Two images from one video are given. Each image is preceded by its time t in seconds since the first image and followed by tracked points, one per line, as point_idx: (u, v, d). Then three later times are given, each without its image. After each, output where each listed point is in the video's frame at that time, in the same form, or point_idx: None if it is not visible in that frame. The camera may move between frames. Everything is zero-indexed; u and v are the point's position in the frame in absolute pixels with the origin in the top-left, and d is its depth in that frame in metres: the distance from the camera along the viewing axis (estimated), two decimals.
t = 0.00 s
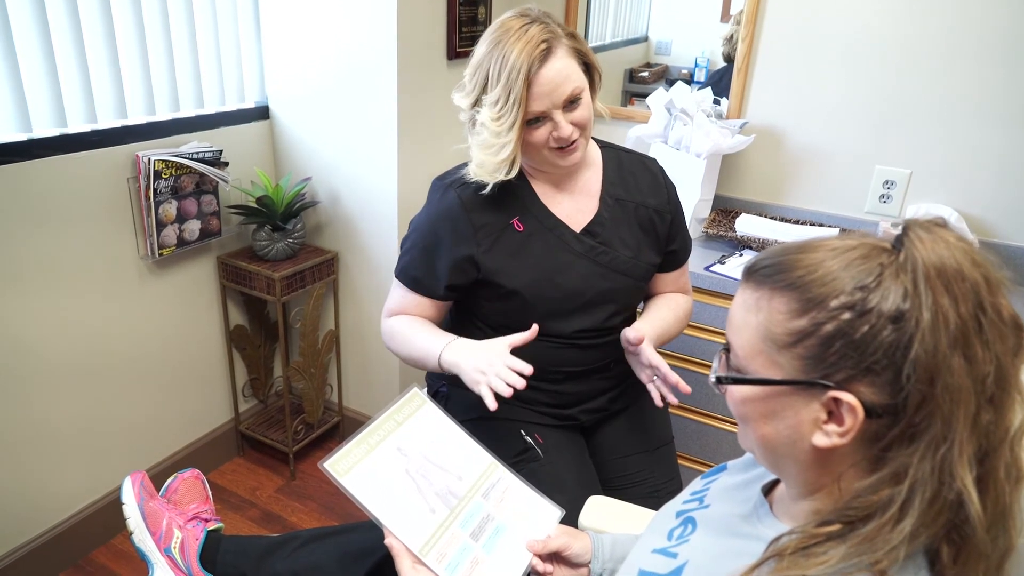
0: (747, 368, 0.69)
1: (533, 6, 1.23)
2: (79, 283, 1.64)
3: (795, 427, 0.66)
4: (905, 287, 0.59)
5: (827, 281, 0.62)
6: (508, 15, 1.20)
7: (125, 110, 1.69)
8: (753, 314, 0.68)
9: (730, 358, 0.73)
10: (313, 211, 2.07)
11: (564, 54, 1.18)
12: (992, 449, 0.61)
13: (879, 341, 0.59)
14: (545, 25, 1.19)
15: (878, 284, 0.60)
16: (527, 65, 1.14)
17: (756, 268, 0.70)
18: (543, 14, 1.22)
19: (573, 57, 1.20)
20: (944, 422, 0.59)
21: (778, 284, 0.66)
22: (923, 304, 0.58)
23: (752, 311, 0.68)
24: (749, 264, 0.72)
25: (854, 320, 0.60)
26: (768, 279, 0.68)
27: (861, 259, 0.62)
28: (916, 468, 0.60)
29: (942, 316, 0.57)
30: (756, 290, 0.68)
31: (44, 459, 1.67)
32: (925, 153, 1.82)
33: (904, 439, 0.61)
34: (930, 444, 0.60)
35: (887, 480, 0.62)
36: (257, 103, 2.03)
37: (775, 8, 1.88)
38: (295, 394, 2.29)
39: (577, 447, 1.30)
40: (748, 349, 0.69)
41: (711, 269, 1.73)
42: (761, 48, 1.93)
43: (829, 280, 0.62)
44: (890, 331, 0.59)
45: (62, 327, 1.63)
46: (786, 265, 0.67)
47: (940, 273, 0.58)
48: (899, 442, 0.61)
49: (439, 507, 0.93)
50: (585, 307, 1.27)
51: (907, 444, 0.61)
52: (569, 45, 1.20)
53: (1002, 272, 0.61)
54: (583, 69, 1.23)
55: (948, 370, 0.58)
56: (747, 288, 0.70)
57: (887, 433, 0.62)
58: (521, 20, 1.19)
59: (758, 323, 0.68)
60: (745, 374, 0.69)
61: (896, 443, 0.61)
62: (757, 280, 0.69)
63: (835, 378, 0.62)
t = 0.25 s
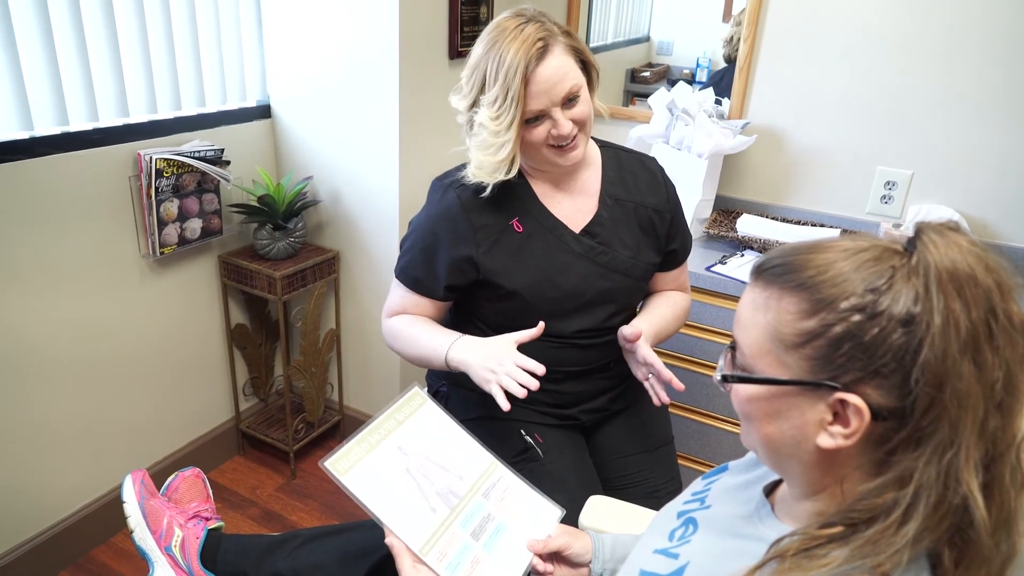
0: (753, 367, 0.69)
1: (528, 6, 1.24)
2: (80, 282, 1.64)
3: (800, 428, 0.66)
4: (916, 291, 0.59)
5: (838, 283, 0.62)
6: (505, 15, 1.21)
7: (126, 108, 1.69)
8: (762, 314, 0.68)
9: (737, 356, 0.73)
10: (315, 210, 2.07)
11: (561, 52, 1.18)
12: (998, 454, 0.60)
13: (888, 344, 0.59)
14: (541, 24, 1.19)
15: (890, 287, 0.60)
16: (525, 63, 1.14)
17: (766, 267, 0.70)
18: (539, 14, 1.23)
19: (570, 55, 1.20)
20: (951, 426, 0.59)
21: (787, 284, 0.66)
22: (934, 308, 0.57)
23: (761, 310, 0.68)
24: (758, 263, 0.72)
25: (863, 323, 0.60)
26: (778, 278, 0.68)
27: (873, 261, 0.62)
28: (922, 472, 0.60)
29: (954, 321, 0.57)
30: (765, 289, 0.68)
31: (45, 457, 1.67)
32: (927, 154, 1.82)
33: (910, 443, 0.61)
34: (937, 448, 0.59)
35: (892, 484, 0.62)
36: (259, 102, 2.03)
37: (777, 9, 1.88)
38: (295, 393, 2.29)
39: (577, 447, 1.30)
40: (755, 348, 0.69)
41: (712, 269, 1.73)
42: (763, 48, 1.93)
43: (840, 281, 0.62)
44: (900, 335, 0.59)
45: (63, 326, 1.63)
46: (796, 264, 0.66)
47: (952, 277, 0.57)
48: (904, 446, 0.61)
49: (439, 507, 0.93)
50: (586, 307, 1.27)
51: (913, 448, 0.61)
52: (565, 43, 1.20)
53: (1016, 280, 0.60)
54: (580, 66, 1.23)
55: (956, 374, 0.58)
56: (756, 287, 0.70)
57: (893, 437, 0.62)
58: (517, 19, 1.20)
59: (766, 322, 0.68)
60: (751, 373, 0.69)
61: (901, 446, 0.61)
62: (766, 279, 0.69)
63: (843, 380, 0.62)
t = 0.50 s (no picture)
0: (752, 366, 0.69)
1: (529, 4, 1.24)
2: (80, 281, 1.64)
3: (797, 426, 0.66)
4: (914, 290, 0.59)
5: (836, 282, 0.62)
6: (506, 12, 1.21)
7: (126, 108, 1.69)
8: (760, 313, 0.68)
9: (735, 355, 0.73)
10: (315, 210, 2.07)
11: (561, 50, 1.19)
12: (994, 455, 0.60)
13: (886, 343, 0.59)
14: (541, 22, 1.19)
15: (887, 286, 0.60)
16: (525, 60, 1.14)
17: (765, 266, 0.70)
18: (540, 11, 1.23)
19: (570, 53, 1.20)
20: (949, 425, 0.59)
21: (786, 283, 0.66)
22: (932, 307, 0.57)
23: (760, 309, 0.68)
24: (757, 263, 0.72)
25: (861, 321, 0.61)
26: (776, 277, 0.68)
27: (870, 261, 0.62)
28: (920, 471, 0.60)
29: (951, 320, 0.57)
30: (763, 288, 0.68)
31: (45, 457, 1.67)
32: (927, 153, 1.82)
33: (908, 442, 0.61)
34: (935, 447, 0.60)
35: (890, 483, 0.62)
36: (259, 101, 2.03)
37: (776, 8, 1.88)
38: (295, 392, 2.30)
39: (577, 446, 1.30)
40: (754, 347, 0.69)
41: (712, 269, 1.73)
42: (763, 48, 1.93)
43: (839, 280, 0.62)
44: (898, 333, 0.59)
45: (63, 325, 1.63)
46: (795, 264, 0.66)
47: (950, 276, 0.57)
48: (901, 445, 0.61)
49: (440, 506, 0.93)
50: (585, 305, 1.27)
51: (910, 447, 0.61)
52: (565, 41, 1.21)
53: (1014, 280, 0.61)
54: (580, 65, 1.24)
55: (953, 374, 0.58)
56: (755, 286, 0.70)
57: (890, 436, 0.62)
58: (517, 17, 1.20)
59: (764, 322, 0.68)
60: (749, 372, 0.69)
61: (898, 446, 0.62)
62: (764, 278, 0.69)
63: (840, 378, 0.62)
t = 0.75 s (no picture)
0: (750, 343, 0.70)
1: None
2: (79, 283, 1.64)
3: (777, 410, 0.68)
4: (917, 318, 0.57)
5: (843, 290, 0.61)
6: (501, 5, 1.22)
7: (125, 109, 1.69)
8: (769, 296, 0.68)
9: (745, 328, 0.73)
10: (314, 210, 2.07)
11: (554, 44, 1.19)
12: (990, 508, 0.59)
13: (867, 363, 0.60)
14: (536, 16, 1.20)
15: (892, 308, 0.58)
16: (517, 51, 1.15)
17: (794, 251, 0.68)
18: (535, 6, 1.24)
19: (563, 48, 1.21)
20: (925, 471, 0.58)
21: (801, 275, 0.65)
22: (924, 346, 0.56)
23: (770, 293, 0.68)
24: (787, 245, 0.70)
25: (850, 337, 0.60)
26: (797, 266, 0.66)
27: (887, 278, 0.59)
28: (908, 512, 0.59)
29: (939, 364, 0.56)
30: (782, 273, 0.68)
31: (45, 458, 1.67)
32: (926, 151, 1.82)
33: (888, 477, 0.61)
34: (912, 490, 0.59)
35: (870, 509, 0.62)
36: (258, 102, 2.03)
37: (775, 7, 1.88)
38: (295, 392, 2.30)
39: (577, 446, 1.31)
40: (756, 325, 0.70)
41: (711, 268, 1.73)
42: (761, 46, 1.93)
43: (847, 287, 0.61)
44: (881, 357, 0.59)
45: (63, 327, 1.63)
46: (816, 259, 0.65)
47: (954, 321, 0.55)
48: (878, 477, 0.61)
49: (439, 506, 0.93)
50: (582, 302, 1.27)
51: (887, 477, 0.61)
52: (559, 35, 1.21)
53: None
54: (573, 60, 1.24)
55: (932, 419, 0.57)
56: (775, 268, 0.69)
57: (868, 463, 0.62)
58: (512, 10, 1.20)
59: (770, 307, 0.68)
60: (748, 348, 0.70)
61: (875, 477, 0.62)
62: (789, 264, 0.67)
63: (815, 381, 0.64)
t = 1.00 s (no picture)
0: (762, 339, 0.70)
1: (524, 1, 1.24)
2: (80, 285, 1.64)
3: (783, 408, 0.68)
4: (930, 330, 0.56)
5: (858, 295, 0.61)
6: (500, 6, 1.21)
7: (125, 111, 1.70)
8: (785, 291, 0.67)
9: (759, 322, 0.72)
10: (314, 211, 2.07)
11: (553, 46, 1.20)
12: (994, 528, 0.59)
13: (875, 371, 0.60)
14: (536, 17, 1.20)
15: (905, 318, 0.58)
16: (517, 54, 1.15)
17: (817, 249, 0.67)
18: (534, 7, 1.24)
19: (561, 50, 1.21)
20: (931, 484, 0.58)
21: (818, 275, 0.64)
22: (936, 360, 0.56)
23: (786, 290, 0.68)
24: (811, 242, 0.69)
25: (860, 343, 0.60)
26: (818, 266, 0.65)
27: (905, 289, 0.59)
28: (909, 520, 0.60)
29: (949, 381, 0.55)
30: (801, 270, 0.67)
31: (45, 460, 1.67)
32: (925, 150, 1.83)
33: (895, 489, 0.61)
34: (916, 502, 0.59)
35: (874, 515, 0.62)
36: (258, 103, 2.03)
37: (773, 7, 1.89)
38: (295, 393, 2.30)
39: (577, 446, 1.31)
40: (770, 320, 0.69)
41: (711, 268, 1.73)
42: (760, 47, 1.93)
43: (863, 292, 0.60)
44: (889, 366, 0.59)
45: (63, 328, 1.63)
46: (838, 260, 0.64)
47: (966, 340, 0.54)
48: (885, 488, 0.61)
49: (441, 506, 0.94)
50: (583, 301, 1.28)
51: (894, 488, 0.61)
52: (557, 37, 1.22)
53: None
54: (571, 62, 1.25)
55: (939, 434, 0.57)
56: (797, 263, 0.68)
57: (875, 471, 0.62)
58: (512, 12, 1.20)
59: (784, 305, 0.67)
60: (760, 343, 0.70)
61: (883, 487, 0.61)
62: (810, 262, 0.66)
63: (820, 382, 0.64)
